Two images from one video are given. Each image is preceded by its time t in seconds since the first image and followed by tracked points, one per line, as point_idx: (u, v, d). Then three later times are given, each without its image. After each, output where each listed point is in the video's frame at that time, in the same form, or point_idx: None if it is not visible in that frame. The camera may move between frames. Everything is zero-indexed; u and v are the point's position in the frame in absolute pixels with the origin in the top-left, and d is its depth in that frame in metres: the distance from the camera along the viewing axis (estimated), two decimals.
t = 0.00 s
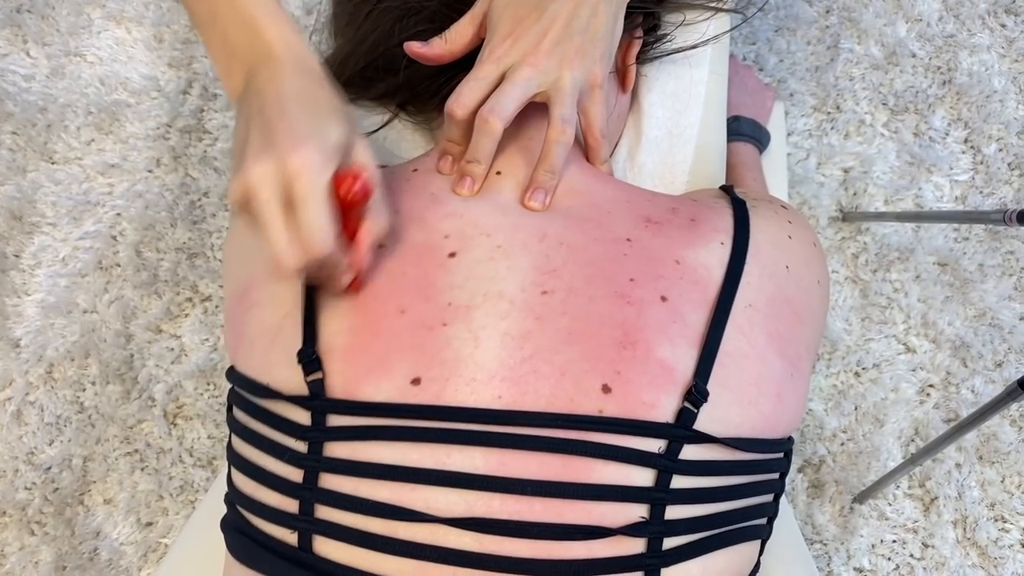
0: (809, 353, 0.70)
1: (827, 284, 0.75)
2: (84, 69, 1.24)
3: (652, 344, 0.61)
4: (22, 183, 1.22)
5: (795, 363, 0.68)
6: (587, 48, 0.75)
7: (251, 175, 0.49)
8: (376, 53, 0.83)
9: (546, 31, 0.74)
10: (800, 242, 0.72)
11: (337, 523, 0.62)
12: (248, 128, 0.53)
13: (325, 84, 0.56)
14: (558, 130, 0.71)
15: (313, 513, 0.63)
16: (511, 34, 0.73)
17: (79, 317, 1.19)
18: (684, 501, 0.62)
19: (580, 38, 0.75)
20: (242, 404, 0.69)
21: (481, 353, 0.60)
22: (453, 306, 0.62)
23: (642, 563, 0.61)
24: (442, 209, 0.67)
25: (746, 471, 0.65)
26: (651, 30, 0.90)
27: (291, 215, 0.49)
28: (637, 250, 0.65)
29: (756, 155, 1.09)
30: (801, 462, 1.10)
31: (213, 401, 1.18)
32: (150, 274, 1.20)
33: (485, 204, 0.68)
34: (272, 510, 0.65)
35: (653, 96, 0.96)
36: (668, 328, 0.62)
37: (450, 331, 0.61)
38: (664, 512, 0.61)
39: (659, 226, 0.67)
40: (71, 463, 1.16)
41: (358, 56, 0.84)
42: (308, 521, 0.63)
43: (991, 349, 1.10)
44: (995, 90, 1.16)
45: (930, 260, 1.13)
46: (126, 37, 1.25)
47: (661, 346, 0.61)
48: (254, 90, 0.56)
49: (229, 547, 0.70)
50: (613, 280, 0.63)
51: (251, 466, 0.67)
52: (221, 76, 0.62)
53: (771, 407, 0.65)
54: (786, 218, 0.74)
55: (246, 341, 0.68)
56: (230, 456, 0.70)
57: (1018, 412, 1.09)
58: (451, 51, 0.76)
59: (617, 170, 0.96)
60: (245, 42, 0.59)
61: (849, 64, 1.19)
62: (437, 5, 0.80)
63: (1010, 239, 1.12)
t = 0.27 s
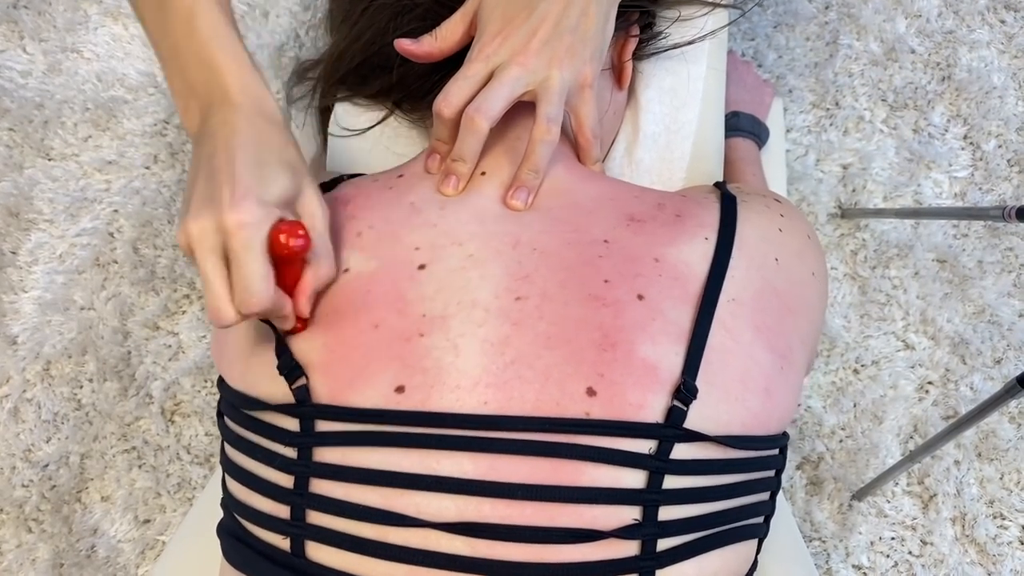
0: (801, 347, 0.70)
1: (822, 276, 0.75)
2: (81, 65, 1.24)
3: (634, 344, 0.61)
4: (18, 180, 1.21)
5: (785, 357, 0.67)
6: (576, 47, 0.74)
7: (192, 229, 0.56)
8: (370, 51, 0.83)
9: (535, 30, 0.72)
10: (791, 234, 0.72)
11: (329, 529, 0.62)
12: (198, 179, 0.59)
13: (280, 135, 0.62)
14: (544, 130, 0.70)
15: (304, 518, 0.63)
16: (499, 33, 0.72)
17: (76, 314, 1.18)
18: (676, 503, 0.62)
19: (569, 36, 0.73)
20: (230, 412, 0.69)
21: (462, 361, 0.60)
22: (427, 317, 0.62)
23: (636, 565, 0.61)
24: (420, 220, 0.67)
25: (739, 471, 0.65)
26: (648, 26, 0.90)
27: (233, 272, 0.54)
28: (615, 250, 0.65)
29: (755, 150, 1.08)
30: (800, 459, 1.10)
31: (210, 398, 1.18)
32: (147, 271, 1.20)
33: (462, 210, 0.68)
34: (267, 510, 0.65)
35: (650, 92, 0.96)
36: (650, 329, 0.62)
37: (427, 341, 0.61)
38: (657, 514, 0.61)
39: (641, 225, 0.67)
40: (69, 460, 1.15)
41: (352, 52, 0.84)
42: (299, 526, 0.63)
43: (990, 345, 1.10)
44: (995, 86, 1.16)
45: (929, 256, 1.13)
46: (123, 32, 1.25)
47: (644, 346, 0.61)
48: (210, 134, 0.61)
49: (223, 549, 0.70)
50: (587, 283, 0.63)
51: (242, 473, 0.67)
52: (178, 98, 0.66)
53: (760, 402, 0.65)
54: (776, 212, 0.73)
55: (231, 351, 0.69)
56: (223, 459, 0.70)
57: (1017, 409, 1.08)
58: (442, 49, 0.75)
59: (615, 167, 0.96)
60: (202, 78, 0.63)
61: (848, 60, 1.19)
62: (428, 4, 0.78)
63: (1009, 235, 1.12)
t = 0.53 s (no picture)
0: (803, 347, 0.70)
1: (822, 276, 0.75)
2: (78, 62, 1.24)
3: (642, 341, 0.61)
4: (16, 177, 1.21)
5: (788, 358, 0.67)
6: (578, 45, 0.74)
7: (311, 184, 0.48)
8: (368, 48, 0.81)
9: (538, 27, 0.73)
10: (794, 236, 0.72)
11: (327, 520, 0.62)
12: (280, 130, 0.52)
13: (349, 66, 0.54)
14: (548, 128, 0.70)
15: (302, 510, 0.62)
16: (501, 31, 0.72)
17: (74, 311, 1.18)
18: (677, 496, 0.62)
19: (571, 35, 0.74)
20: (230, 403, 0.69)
21: (467, 354, 0.60)
22: (438, 312, 0.61)
23: (635, 560, 0.61)
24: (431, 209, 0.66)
25: (740, 465, 0.65)
26: (646, 22, 0.89)
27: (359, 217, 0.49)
28: (627, 246, 0.64)
29: (754, 148, 1.08)
30: (798, 457, 1.10)
31: (207, 396, 1.18)
32: (145, 268, 1.20)
33: (473, 202, 0.67)
34: (264, 506, 0.65)
35: (648, 88, 0.96)
36: (658, 326, 0.61)
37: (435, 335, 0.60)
38: (656, 508, 0.61)
39: (650, 222, 0.66)
40: (66, 458, 1.15)
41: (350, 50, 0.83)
42: (298, 518, 0.63)
43: (989, 343, 1.10)
44: (994, 83, 1.16)
45: (928, 254, 1.13)
46: (120, 30, 1.25)
47: (651, 342, 0.61)
48: (281, 87, 0.54)
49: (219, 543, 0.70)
50: (600, 278, 0.62)
51: (241, 464, 0.67)
52: (231, 64, 0.60)
53: (763, 400, 0.65)
54: (780, 211, 0.73)
55: (231, 345, 0.68)
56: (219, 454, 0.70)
57: (1016, 407, 1.08)
58: (442, 47, 0.75)
59: (613, 164, 0.95)
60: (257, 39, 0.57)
61: (847, 57, 1.19)
62: None
63: (1008, 232, 1.12)
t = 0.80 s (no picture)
0: (807, 346, 0.70)
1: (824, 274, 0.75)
2: (76, 60, 1.23)
3: (648, 339, 0.61)
4: (14, 174, 1.21)
5: (793, 357, 0.67)
6: (577, 37, 0.74)
7: (332, 229, 0.46)
8: (367, 43, 0.81)
9: (537, 20, 0.73)
10: (799, 235, 0.72)
11: (329, 518, 0.61)
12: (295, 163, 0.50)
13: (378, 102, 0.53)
14: (550, 122, 0.69)
15: (303, 508, 0.62)
16: (500, 23, 0.72)
17: (73, 309, 1.18)
18: (681, 495, 0.62)
19: (570, 27, 0.74)
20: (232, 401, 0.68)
21: (477, 350, 0.59)
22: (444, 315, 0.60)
23: (639, 558, 0.61)
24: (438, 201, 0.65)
25: (743, 464, 0.65)
26: (647, 17, 0.89)
27: (391, 268, 0.47)
28: (636, 242, 0.64)
29: (754, 146, 1.08)
30: (798, 455, 1.10)
31: (206, 395, 1.18)
32: (144, 266, 1.20)
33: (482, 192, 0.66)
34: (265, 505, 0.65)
35: (648, 85, 0.96)
36: (665, 323, 0.61)
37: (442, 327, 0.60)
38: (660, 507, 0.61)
39: (658, 218, 0.66)
40: (65, 456, 1.15)
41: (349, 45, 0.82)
42: (300, 515, 0.62)
43: (989, 341, 1.10)
44: (994, 81, 1.16)
45: (928, 252, 1.13)
46: (119, 27, 1.25)
47: (657, 341, 0.61)
48: (300, 118, 0.52)
49: (220, 543, 0.69)
50: (609, 273, 0.62)
51: (243, 462, 0.66)
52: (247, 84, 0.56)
53: (768, 401, 0.65)
54: (784, 209, 0.73)
55: (232, 336, 0.68)
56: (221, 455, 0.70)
57: (1016, 405, 1.08)
58: (442, 41, 0.75)
59: (613, 162, 0.95)
60: (278, 64, 0.54)
61: (847, 55, 1.18)
62: None
63: (1008, 231, 1.12)
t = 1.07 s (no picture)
0: (804, 344, 0.70)
1: (824, 271, 0.75)
2: (79, 58, 1.24)
3: (630, 347, 0.61)
4: (17, 172, 1.21)
5: (788, 354, 0.67)
6: (579, 40, 0.74)
7: (271, 345, 0.46)
8: (368, 43, 0.82)
9: (538, 23, 0.73)
10: (795, 232, 0.72)
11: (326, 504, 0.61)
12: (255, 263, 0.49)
13: (353, 215, 0.52)
14: (548, 123, 0.70)
15: (302, 495, 0.62)
16: (502, 26, 0.72)
17: (75, 307, 1.18)
18: (674, 499, 0.62)
19: (572, 30, 0.74)
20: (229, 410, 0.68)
21: (454, 372, 0.60)
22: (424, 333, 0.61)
23: (633, 563, 0.61)
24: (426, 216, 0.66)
25: (737, 467, 0.65)
26: (649, 18, 0.89)
27: (314, 395, 0.47)
28: (621, 251, 0.64)
29: (756, 144, 1.08)
30: (800, 453, 1.10)
31: (208, 392, 1.18)
32: (146, 264, 1.20)
33: (470, 203, 0.67)
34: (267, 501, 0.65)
35: (651, 84, 0.96)
36: (650, 331, 0.61)
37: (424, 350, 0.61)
38: (654, 511, 0.61)
39: (648, 224, 0.66)
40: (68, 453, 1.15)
41: (349, 46, 0.83)
42: (293, 531, 0.63)
43: (990, 340, 1.10)
44: (996, 80, 1.16)
45: (929, 250, 1.13)
46: (121, 25, 1.25)
47: (640, 348, 0.61)
48: (269, 217, 0.50)
49: (222, 540, 0.69)
50: (589, 286, 0.62)
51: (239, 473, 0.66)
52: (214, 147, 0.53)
53: (761, 400, 0.65)
54: (781, 207, 0.73)
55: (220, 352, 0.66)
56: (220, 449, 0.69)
57: (1016, 404, 1.09)
58: (443, 42, 0.74)
59: (615, 160, 0.95)
60: (253, 143, 0.52)
61: (849, 54, 1.18)
62: None
63: (1009, 229, 1.12)
